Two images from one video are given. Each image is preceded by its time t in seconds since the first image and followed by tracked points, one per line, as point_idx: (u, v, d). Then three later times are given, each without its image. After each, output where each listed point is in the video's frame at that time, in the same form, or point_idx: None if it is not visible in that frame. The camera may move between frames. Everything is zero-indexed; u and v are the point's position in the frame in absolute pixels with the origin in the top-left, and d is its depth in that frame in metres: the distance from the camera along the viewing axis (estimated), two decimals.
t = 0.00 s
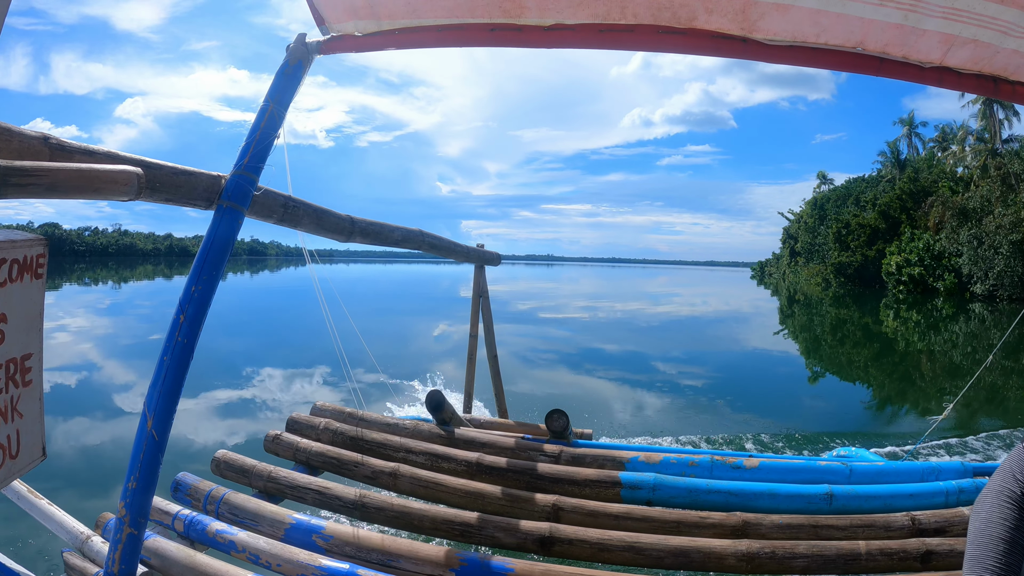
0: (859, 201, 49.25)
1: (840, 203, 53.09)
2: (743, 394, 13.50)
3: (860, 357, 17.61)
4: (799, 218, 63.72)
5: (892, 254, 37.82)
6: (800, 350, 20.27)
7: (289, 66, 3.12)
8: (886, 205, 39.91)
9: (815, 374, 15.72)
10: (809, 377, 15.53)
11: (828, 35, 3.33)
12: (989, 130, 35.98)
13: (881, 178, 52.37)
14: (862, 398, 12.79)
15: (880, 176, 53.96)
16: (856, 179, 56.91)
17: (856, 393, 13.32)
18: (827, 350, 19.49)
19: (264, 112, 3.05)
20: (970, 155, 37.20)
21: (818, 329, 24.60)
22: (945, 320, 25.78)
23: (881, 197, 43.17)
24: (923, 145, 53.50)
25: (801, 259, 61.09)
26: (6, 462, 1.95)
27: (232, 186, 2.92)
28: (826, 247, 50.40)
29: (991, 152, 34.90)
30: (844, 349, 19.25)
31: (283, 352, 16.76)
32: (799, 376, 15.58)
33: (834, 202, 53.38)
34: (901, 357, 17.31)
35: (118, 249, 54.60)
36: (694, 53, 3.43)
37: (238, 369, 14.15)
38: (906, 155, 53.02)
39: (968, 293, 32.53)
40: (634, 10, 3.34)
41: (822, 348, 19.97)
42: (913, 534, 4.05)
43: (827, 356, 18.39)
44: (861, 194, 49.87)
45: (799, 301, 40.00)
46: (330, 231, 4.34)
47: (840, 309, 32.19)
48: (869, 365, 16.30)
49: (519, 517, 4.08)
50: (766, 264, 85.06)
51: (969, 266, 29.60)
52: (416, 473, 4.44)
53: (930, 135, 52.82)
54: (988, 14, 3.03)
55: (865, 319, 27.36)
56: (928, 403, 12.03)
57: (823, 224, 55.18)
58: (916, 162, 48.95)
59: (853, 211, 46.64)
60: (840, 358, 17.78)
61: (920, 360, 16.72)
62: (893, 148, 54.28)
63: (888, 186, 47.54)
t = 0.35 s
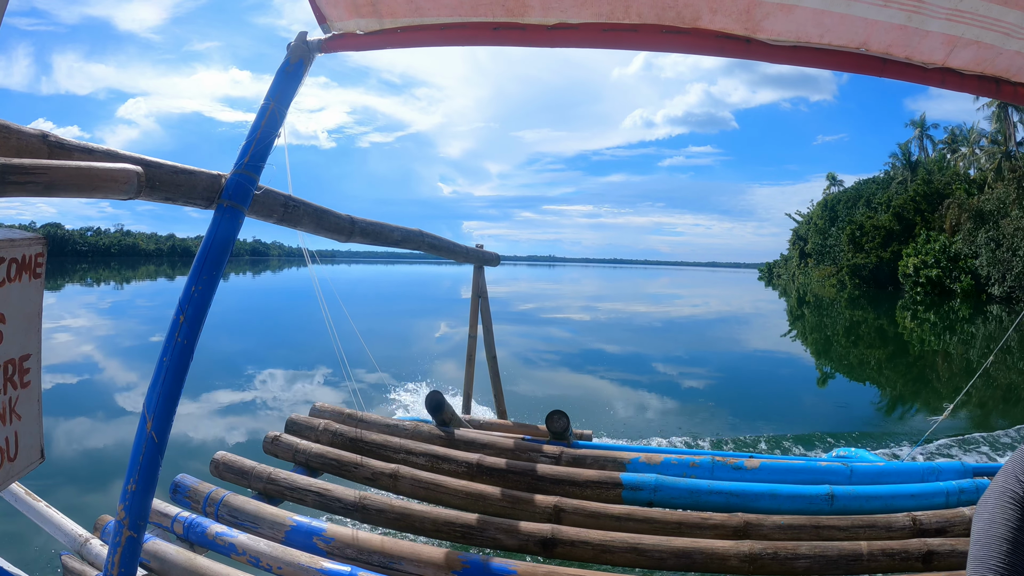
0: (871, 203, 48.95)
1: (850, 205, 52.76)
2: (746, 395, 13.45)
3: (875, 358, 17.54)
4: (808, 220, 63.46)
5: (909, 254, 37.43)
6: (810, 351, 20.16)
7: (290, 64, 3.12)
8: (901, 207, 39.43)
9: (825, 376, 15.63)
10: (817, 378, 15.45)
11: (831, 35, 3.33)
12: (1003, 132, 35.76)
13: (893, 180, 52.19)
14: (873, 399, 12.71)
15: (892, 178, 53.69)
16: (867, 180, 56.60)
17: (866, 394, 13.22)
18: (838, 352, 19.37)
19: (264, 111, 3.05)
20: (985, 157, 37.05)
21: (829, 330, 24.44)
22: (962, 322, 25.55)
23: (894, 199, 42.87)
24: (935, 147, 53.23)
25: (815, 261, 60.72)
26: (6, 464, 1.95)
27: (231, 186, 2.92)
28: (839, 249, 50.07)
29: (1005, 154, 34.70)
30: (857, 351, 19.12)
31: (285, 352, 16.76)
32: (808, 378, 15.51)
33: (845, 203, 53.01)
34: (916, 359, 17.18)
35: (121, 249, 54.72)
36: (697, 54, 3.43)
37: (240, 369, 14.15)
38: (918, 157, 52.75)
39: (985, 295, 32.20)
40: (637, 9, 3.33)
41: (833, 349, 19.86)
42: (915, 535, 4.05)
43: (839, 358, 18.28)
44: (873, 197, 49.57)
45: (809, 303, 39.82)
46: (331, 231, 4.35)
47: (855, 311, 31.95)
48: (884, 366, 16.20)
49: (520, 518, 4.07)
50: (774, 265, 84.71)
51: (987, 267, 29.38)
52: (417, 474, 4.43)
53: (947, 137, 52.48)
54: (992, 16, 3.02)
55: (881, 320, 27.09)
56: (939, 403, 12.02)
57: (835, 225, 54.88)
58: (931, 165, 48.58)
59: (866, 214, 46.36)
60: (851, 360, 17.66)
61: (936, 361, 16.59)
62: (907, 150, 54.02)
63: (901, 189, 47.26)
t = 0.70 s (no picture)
0: (883, 206, 48.53)
1: (862, 207, 52.30)
2: (748, 396, 13.39)
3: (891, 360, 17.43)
4: (819, 222, 63.07)
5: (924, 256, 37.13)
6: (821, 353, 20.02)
7: (289, 64, 3.12)
8: (916, 210, 38.91)
9: (835, 378, 15.57)
10: (828, 380, 15.37)
11: (827, 38, 3.32)
12: (1018, 135, 35.46)
13: (905, 183, 51.94)
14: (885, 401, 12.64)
15: (904, 181, 53.36)
16: (877, 182, 56.25)
17: (875, 396, 13.13)
18: (850, 354, 19.22)
19: (263, 111, 3.05)
20: (1001, 160, 36.86)
21: (841, 332, 24.21)
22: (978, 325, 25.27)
23: (909, 201, 42.34)
24: (947, 149, 52.90)
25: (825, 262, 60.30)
26: (5, 464, 1.95)
27: (230, 186, 2.92)
28: (852, 250, 49.74)
29: (1020, 157, 34.44)
30: (871, 352, 18.98)
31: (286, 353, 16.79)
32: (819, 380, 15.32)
33: (857, 205, 52.44)
34: (932, 361, 17.03)
35: (124, 249, 54.96)
36: (696, 56, 3.42)
37: (241, 370, 14.17)
38: (930, 159, 52.41)
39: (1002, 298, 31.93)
40: (634, 11, 3.31)
41: (846, 351, 19.78)
42: (910, 535, 4.05)
43: (850, 360, 18.13)
44: (885, 199, 49.16)
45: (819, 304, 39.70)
46: (329, 231, 4.35)
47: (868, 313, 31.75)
48: (899, 368, 16.10)
49: (517, 518, 4.06)
50: (783, 267, 84.29)
51: (1006, 270, 29.15)
52: (414, 474, 4.42)
53: (959, 139, 52.13)
54: (987, 19, 3.00)
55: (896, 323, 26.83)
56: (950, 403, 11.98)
57: (845, 227, 54.48)
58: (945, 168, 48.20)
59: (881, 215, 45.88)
60: (862, 362, 17.53)
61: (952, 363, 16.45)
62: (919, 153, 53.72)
63: (914, 192, 46.87)
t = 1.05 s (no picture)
0: (895, 207, 48.27)
1: (873, 208, 52.05)
2: (751, 397, 13.36)
3: (906, 360, 17.37)
4: (829, 223, 62.74)
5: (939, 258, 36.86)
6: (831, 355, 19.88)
7: (288, 66, 3.12)
8: (930, 212, 38.63)
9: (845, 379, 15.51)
10: (839, 380, 15.31)
11: (821, 40, 3.30)
12: None
13: (917, 185, 51.80)
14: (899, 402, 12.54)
15: (917, 183, 53.18)
16: (887, 184, 55.98)
17: (885, 397, 13.05)
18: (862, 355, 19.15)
19: (261, 112, 3.06)
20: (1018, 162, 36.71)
21: (853, 333, 23.98)
22: (995, 326, 25.11)
23: (923, 203, 42.02)
24: (957, 150, 52.66)
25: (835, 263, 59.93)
26: (5, 464, 1.95)
27: (228, 188, 2.92)
28: (865, 252, 49.45)
29: None
30: (887, 353, 18.80)
31: (287, 354, 16.82)
32: (830, 381, 15.36)
33: (868, 206, 52.10)
34: (948, 362, 16.86)
35: (128, 250, 55.19)
36: (692, 58, 3.43)
37: (244, 371, 14.20)
38: (940, 160, 52.14)
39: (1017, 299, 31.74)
40: (631, 14, 3.30)
41: (859, 351, 19.71)
42: (905, 534, 4.05)
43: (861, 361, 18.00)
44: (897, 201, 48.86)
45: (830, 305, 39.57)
46: (326, 233, 4.35)
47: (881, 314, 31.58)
48: (913, 368, 16.05)
49: (514, 518, 4.04)
50: (793, 268, 84.04)
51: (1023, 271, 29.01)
52: (411, 474, 4.41)
53: (969, 140, 51.87)
54: (981, 21, 3.00)
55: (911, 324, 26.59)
56: (962, 404, 11.92)
57: (857, 228, 54.13)
58: (959, 170, 47.95)
59: (898, 215, 45.53)
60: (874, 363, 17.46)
61: (969, 364, 16.39)
62: (931, 154, 53.48)
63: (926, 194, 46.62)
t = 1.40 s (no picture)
0: (908, 207, 47.93)
1: (885, 208, 51.67)
2: (755, 398, 13.31)
3: (920, 360, 17.28)
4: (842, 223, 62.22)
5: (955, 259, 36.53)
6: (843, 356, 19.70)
7: (285, 69, 3.13)
8: (945, 212, 38.20)
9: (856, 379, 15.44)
10: (850, 380, 15.23)
11: (817, 42, 3.28)
12: None
13: (931, 185, 51.54)
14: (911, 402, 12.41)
15: (930, 184, 52.77)
16: (898, 185, 55.65)
17: (895, 397, 13.00)
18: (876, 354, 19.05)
19: (258, 114, 3.06)
20: None
21: (866, 334, 23.72)
22: (1012, 326, 24.98)
23: (939, 204, 41.55)
24: (968, 150, 52.25)
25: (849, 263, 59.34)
26: (3, 467, 1.95)
27: (225, 190, 2.93)
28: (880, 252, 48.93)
29: None
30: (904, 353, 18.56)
31: (290, 354, 16.86)
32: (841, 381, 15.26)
33: (881, 206, 51.60)
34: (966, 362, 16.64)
35: (132, 250, 55.45)
36: (686, 61, 3.42)
37: (247, 371, 14.24)
38: (951, 160, 51.77)
39: None
40: (627, 17, 3.27)
41: (872, 351, 19.61)
42: (902, 534, 4.05)
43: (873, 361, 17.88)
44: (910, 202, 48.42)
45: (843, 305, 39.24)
46: (323, 235, 4.35)
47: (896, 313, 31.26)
48: (928, 368, 15.97)
49: (512, 519, 4.03)
50: (803, 268, 83.61)
51: None
52: (409, 475, 4.40)
53: (981, 140, 51.44)
54: (978, 23, 2.99)
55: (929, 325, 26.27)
56: (976, 404, 11.86)
57: (869, 229, 53.69)
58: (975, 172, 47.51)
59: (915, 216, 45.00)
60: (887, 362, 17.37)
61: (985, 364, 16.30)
62: (942, 155, 53.08)
63: (939, 194, 46.26)
